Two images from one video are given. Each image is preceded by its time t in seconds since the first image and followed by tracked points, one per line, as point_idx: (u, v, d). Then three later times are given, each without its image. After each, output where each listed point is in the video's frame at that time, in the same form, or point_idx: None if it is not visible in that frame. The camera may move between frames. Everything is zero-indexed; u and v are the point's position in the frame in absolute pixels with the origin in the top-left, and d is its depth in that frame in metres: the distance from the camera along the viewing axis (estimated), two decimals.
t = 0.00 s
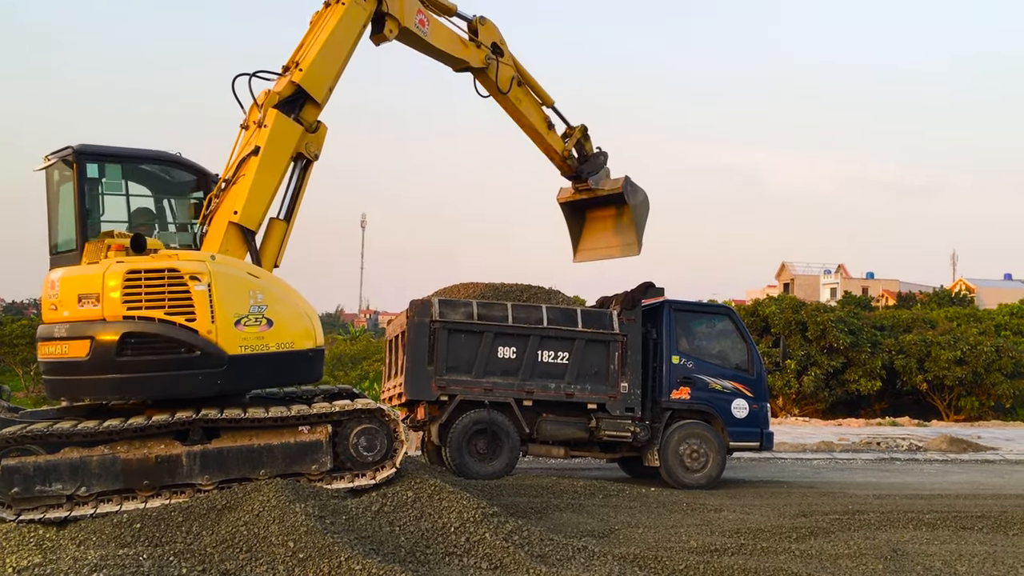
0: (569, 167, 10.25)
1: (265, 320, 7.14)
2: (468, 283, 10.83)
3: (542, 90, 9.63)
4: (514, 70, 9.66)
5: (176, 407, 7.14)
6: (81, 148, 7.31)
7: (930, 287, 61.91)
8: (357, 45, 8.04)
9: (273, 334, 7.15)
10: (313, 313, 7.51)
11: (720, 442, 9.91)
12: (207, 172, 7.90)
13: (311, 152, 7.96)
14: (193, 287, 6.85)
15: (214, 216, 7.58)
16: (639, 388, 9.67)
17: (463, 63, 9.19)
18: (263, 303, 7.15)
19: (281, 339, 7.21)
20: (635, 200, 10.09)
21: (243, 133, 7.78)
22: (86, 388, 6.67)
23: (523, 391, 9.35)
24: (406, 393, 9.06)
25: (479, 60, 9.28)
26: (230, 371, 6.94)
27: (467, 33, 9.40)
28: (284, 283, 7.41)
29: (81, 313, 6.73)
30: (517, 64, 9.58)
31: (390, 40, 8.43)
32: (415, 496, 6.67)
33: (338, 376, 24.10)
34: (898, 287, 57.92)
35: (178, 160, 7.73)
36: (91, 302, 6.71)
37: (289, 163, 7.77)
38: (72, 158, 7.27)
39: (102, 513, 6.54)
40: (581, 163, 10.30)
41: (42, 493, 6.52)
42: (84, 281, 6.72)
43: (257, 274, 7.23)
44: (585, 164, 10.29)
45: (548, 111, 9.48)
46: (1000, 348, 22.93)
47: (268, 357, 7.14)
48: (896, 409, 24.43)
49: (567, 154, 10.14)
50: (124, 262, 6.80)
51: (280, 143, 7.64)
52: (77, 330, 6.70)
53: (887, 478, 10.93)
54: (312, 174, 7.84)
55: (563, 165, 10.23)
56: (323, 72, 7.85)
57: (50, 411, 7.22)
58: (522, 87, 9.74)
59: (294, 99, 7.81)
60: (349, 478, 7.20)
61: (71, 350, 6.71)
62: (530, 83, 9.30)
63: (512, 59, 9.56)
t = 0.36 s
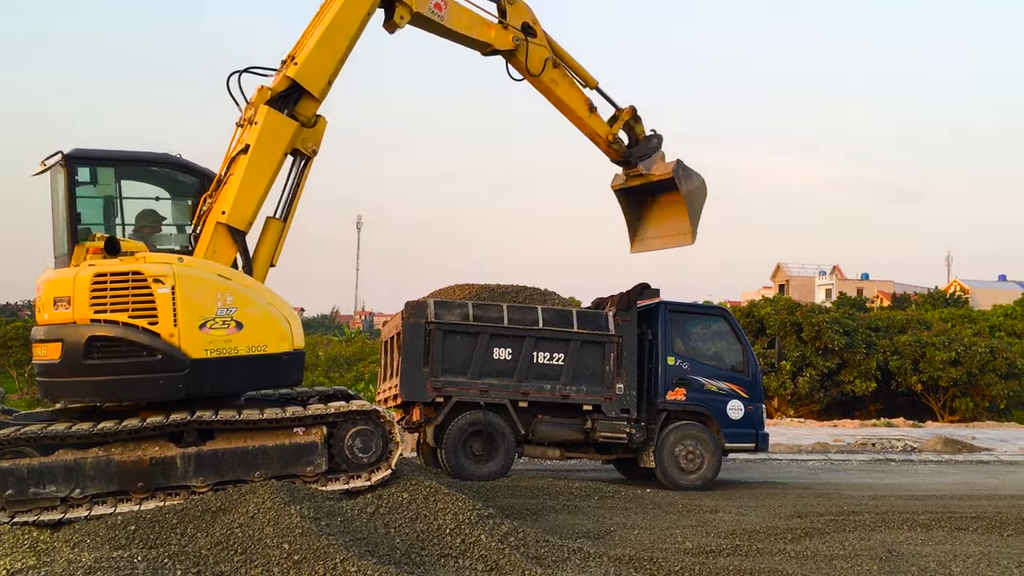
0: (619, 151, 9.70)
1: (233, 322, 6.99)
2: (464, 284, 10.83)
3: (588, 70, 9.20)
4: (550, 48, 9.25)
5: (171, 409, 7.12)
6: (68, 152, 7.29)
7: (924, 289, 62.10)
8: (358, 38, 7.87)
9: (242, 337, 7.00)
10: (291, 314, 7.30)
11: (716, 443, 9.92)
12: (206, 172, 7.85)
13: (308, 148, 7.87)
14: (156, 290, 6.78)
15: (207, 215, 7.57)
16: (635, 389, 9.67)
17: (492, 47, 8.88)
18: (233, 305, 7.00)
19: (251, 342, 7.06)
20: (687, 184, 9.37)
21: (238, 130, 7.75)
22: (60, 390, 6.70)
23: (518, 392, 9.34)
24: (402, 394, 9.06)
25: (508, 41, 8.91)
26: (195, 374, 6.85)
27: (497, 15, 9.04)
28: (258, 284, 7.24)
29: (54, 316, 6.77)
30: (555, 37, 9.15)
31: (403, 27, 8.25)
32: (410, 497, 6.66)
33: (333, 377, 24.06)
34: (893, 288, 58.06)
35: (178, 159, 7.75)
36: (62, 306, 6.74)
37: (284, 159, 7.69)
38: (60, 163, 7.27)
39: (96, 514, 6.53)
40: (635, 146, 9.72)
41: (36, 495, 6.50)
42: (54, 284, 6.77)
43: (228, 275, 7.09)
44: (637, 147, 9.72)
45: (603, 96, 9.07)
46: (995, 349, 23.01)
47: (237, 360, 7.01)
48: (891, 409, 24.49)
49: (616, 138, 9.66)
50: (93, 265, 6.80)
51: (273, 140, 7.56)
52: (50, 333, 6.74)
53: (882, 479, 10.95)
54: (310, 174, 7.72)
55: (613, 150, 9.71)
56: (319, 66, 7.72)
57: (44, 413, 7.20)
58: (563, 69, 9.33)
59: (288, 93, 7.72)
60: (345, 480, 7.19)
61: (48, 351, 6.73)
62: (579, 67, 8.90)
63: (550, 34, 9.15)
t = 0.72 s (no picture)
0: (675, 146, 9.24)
1: (187, 321, 6.87)
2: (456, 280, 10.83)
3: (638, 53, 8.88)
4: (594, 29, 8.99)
5: (162, 405, 7.08)
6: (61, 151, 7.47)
7: (915, 285, 62.38)
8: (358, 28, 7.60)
9: (197, 337, 6.88)
10: (253, 313, 7.16)
11: (708, 439, 9.94)
12: (200, 166, 7.84)
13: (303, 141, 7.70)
14: (108, 288, 6.70)
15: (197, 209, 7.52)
16: (627, 385, 9.67)
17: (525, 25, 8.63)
18: (188, 304, 6.89)
19: (207, 341, 6.92)
20: (742, 186, 8.86)
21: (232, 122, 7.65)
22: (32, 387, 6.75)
23: (510, 388, 9.33)
24: (394, 390, 9.05)
25: (540, 19, 8.67)
26: (146, 373, 6.74)
27: None
28: (219, 282, 7.10)
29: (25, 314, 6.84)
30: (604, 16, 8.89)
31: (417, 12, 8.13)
32: (402, 494, 6.65)
33: (325, 374, 24.02)
34: (885, 284, 58.30)
35: (173, 155, 7.75)
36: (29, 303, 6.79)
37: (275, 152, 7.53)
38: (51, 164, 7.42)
39: (87, 511, 6.49)
40: (692, 142, 9.23)
41: (27, 491, 6.46)
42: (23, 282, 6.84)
43: (186, 273, 6.98)
44: (692, 143, 9.23)
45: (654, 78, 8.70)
46: (986, 345, 23.13)
47: (192, 359, 6.89)
48: (882, 405, 24.59)
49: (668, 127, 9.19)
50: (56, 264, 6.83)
51: (261, 135, 7.43)
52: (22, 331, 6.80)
53: (873, 474, 10.99)
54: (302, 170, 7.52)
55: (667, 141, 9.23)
56: (313, 57, 7.51)
57: (35, 409, 7.15)
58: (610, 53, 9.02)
59: (281, 84, 7.54)
60: (336, 476, 7.18)
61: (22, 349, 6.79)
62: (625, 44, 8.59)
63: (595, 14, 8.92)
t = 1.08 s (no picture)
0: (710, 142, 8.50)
1: (142, 312, 6.72)
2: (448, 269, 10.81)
3: (675, 37, 8.45)
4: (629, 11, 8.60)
5: (154, 394, 7.03)
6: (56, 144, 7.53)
7: (906, 272, 62.62)
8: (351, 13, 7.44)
9: (150, 328, 6.72)
10: (214, 304, 6.91)
11: (700, 426, 9.95)
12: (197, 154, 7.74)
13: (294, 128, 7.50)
14: (65, 279, 6.66)
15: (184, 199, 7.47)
16: (620, 372, 9.66)
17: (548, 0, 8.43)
18: (142, 295, 6.72)
19: (162, 332, 6.75)
20: (776, 194, 8.14)
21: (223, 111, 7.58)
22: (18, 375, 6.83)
23: (503, 376, 9.32)
24: (386, 378, 9.04)
25: None
26: (101, 364, 6.64)
27: None
28: (180, 272, 6.89)
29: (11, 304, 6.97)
30: None
31: None
32: (395, 482, 6.63)
33: (318, 363, 23.98)
34: (876, 272, 58.49)
35: (167, 142, 7.67)
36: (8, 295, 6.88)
37: (262, 140, 7.40)
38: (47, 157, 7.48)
39: (80, 501, 6.46)
40: (729, 139, 8.44)
41: (18, 481, 6.43)
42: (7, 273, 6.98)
43: (144, 262, 6.81)
44: (730, 139, 8.44)
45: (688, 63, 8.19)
46: (977, 332, 23.24)
47: (147, 351, 6.74)
48: (874, 392, 24.70)
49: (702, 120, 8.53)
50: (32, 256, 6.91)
51: (246, 120, 7.31)
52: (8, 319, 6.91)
53: (865, 461, 11.03)
54: (291, 156, 7.33)
55: (701, 134, 8.52)
56: (304, 42, 7.37)
57: (25, 398, 7.10)
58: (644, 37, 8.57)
59: (270, 71, 7.40)
60: (329, 465, 7.15)
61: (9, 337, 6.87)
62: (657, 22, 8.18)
63: None
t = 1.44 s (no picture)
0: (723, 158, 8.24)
1: (100, 297, 6.57)
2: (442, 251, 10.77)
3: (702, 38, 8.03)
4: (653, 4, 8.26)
5: (147, 377, 7.00)
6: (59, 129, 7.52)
7: (898, 253, 62.78)
8: None
9: (108, 312, 6.57)
10: (172, 288, 6.68)
11: (693, 407, 9.98)
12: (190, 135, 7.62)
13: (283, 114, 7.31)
14: (32, 262, 6.62)
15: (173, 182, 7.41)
16: (613, 353, 9.67)
17: None
18: (99, 279, 6.57)
19: (120, 317, 6.59)
20: (776, 228, 8.16)
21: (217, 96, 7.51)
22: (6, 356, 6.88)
23: (496, 357, 9.33)
24: (380, 360, 9.05)
25: None
26: (63, 347, 6.56)
27: None
28: (139, 256, 6.69)
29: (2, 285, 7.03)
30: None
31: None
32: (389, 463, 6.63)
33: (311, 346, 23.94)
34: (869, 252, 58.63)
35: (167, 124, 7.55)
36: None
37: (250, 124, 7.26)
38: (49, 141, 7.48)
39: (73, 483, 6.44)
40: (742, 159, 8.21)
41: (11, 463, 6.41)
42: None
43: (103, 245, 6.65)
44: (743, 160, 8.20)
45: (713, 66, 7.62)
46: (969, 311, 23.34)
47: (106, 336, 6.59)
48: (866, 371, 24.82)
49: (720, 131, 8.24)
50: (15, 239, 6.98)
51: (235, 103, 7.21)
52: None
53: (857, 440, 11.10)
54: (279, 142, 7.19)
55: (715, 148, 8.26)
56: (297, 25, 7.23)
57: (17, 381, 7.06)
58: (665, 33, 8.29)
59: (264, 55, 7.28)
60: (323, 447, 7.15)
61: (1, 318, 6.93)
62: (686, 22, 7.70)
63: None
